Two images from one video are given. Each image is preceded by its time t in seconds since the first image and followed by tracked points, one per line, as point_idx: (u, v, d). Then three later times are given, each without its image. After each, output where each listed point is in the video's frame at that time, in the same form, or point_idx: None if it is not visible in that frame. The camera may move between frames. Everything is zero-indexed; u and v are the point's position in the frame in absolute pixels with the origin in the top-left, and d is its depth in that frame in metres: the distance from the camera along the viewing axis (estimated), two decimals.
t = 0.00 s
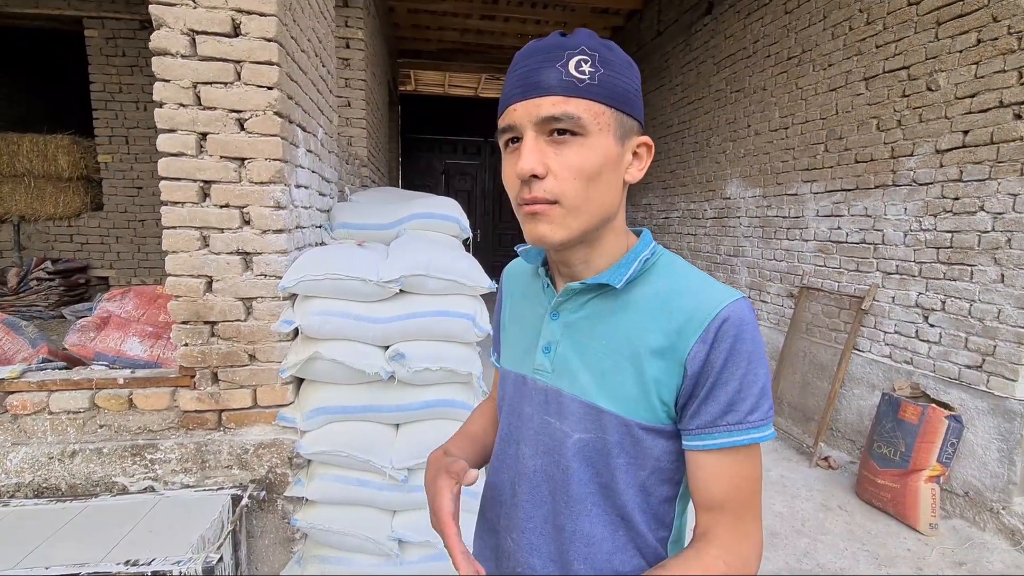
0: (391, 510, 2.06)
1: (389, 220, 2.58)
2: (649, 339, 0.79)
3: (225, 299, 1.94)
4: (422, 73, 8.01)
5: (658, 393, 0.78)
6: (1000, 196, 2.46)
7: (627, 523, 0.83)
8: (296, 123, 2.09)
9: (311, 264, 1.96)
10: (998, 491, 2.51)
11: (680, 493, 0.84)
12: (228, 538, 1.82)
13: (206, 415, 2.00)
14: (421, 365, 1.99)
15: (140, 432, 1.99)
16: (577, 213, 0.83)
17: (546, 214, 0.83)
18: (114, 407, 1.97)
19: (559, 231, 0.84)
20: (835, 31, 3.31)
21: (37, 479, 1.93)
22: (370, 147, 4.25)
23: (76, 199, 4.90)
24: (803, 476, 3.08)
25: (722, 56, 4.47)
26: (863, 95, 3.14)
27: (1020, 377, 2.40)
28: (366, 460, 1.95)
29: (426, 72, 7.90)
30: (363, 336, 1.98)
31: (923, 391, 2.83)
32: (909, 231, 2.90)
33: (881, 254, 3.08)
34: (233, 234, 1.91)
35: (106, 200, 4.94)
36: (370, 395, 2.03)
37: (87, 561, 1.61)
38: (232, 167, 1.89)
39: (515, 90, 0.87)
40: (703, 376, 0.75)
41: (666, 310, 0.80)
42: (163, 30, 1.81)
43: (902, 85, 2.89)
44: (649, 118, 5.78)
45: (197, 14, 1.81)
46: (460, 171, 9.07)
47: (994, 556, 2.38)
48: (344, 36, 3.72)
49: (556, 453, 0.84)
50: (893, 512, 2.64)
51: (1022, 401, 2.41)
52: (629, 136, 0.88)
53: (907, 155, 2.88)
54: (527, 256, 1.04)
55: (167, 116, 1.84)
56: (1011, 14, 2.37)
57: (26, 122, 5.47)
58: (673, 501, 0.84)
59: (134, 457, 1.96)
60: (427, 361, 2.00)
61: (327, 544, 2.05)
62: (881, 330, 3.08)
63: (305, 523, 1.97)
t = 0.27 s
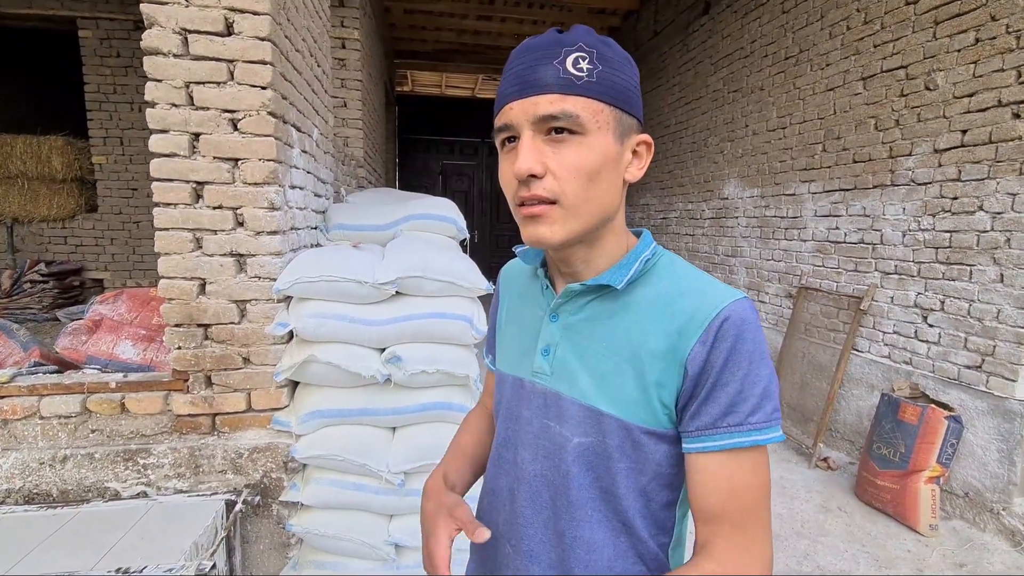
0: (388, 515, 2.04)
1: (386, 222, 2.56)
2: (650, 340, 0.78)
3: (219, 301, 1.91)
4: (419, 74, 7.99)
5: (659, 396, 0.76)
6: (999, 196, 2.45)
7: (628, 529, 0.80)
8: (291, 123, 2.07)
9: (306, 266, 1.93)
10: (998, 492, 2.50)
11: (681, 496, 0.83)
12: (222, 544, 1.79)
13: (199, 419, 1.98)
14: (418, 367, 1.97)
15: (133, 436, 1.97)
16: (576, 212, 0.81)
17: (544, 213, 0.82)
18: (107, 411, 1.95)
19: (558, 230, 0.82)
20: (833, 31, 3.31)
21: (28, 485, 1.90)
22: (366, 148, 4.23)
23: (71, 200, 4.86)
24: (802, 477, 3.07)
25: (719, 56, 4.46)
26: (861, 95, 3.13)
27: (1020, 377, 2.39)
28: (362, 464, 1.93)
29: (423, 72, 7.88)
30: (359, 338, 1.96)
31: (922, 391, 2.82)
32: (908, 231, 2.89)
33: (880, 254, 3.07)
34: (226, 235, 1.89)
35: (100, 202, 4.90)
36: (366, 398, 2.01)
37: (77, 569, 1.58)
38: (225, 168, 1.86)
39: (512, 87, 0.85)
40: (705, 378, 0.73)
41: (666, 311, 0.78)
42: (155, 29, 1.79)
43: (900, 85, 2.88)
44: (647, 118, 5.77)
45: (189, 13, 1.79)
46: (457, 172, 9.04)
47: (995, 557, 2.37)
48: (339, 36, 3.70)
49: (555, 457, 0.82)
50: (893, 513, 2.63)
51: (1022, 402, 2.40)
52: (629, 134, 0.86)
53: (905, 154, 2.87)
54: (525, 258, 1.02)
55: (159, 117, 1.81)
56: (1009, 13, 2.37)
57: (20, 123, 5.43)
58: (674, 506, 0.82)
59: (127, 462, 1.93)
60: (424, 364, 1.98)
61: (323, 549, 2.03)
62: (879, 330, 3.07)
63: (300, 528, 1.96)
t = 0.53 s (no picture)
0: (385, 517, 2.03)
1: (382, 223, 2.55)
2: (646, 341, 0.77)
3: (214, 304, 1.90)
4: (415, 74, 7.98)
5: (656, 397, 0.76)
6: (993, 195, 2.46)
7: (626, 530, 0.80)
8: (286, 124, 2.06)
9: (301, 267, 1.92)
10: (993, 490, 2.50)
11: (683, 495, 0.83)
12: (217, 547, 1.78)
13: (194, 422, 1.97)
14: (414, 369, 1.97)
15: (127, 439, 1.95)
16: (569, 212, 0.81)
17: (537, 213, 0.81)
18: (100, 414, 1.93)
19: (551, 230, 0.81)
20: (827, 31, 3.32)
21: (21, 490, 1.88)
22: (362, 149, 4.22)
23: (64, 202, 4.83)
24: (799, 476, 3.07)
25: (715, 56, 4.47)
26: (855, 95, 3.14)
27: (1014, 375, 2.40)
28: (359, 466, 1.92)
29: (419, 73, 7.88)
30: (355, 340, 1.95)
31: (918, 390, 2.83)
32: (903, 230, 2.90)
33: (875, 253, 3.08)
34: (221, 237, 1.87)
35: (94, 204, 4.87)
36: (362, 400, 2.00)
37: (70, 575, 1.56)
38: (220, 169, 1.85)
39: (504, 87, 0.84)
40: (702, 379, 0.72)
41: (663, 312, 0.78)
42: (148, 30, 1.78)
43: (894, 85, 2.89)
44: (643, 119, 5.78)
45: (183, 14, 1.78)
46: (454, 173, 9.03)
47: (991, 555, 2.38)
48: (335, 37, 3.69)
49: (553, 460, 0.82)
50: (889, 512, 2.63)
51: (1017, 400, 2.41)
52: (621, 135, 0.86)
53: (900, 154, 2.88)
54: (520, 259, 1.02)
55: (153, 118, 1.80)
56: (1002, 13, 2.38)
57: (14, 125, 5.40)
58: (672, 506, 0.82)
59: (121, 466, 1.92)
60: (420, 365, 1.98)
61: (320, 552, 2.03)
62: (875, 330, 3.08)
63: (297, 531, 1.95)
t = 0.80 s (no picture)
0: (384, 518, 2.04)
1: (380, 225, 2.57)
2: (641, 340, 0.79)
3: (212, 306, 1.91)
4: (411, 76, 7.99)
5: (651, 396, 0.78)
6: (983, 197, 2.50)
7: (622, 526, 0.82)
8: (284, 127, 2.07)
9: (299, 270, 1.93)
10: (984, 488, 2.54)
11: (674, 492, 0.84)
12: (216, 549, 1.78)
13: (193, 424, 1.97)
14: (412, 370, 1.98)
15: (126, 442, 1.96)
16: (565, 216, 0.83)
17: (534, 217, 0.83)
18: (99, 417, 1.93)
19: (548, 234, 0.83)
20: (820, 34, 3.35)
21: (19, 492, 1.88)
22: (359, 151, 4.22)
23: (59, 204, 4.81)
24: (794, 475, 3.10)
25: (709, 59, 4.50)
26: (848, 97, 3.17)
27: (1005, 374, 2.43)
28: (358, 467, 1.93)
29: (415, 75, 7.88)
30: (353, 342, 1.96)
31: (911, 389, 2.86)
32: (895, 231, 2.94)
33: (868, 254, 3.11)
34: (219, 240, 1.88)
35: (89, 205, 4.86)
36: (360, 401, 2.01)
37: None
38: (218, 172, 1.86)
39: (502, 96, 0.86)
40: (695, 377, 0.74)
41: (656, 312, 0.79)
42: (147, 34, 1.79)
43: (886, 88, 2.93)
44: (638, 121, 5.81)
45: (181, 18, 1.79)
46: (450, 174, 9.04)
47: (982, 552, 2.41)
48: (331, 39, 3.70)
49: (551, 458, 0.83)
50: (883, 510, 2.66)
51: (1007, 399, 2.44)
52: (614, 141, 0.88)
53: (892, 156, 2.92)
54: (517, 263, 1.04)
55: (151, 121, 1.81)
56: (992, 18, 2.41)
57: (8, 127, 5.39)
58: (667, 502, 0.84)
59: (119, 468, 1.92)
60: (418, 366, 1.99)
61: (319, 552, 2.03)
62: (868, 330, 3.11)
63: (296, 532, 1.96)
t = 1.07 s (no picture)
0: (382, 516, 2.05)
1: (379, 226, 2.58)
2: (636, 338, 0.81)
3: (212, 306, 1.92)
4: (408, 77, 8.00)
5: (646, 392, 0.80)
6: (973, 198, 2.53)
7: (619, 518, 0.84)
8: (283, 129, 2.09)
9: (299, 270, 1.95)
10: (975, 485, 2.57)
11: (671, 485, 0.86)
12: (216, 548, 1.79)
13: (192, 423, 1.98)
14: (411, 370, 2.00)
15: (125, 441, 1.97)
16: (562, 216, 0.85)
17: (532, 217, 0.85)
18: (99, 417, 1.94)
19: (545, 233, 0.85)
20: (814, 37, 3.39)
21: (19, 492, 1.89)
22: (356, 151, 4.24)
23: (55, 204, 4.80)
24: (788, 473, 3.14)
25: (705, 61, 4.54)
26: (841, 100, 3.21)
27: (995, 373, 2.47)
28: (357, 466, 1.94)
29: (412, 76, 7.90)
30: (352, 341, 1.98)
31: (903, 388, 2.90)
32: (887, 232, 2.98)
33: (861, 255, 3.15)
34: (219, 240, 1.90)
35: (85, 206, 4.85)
36: (360, 401, 2.03)
37: None
38: (218, 173, 1.87)
39: (500, 99, 0.88)
40: (688, 373, 0.77)
41: (650, 311, 0.82)
42: (147, 36, 1.80)
43: (878, 91, 2.97)
44: (634, 122, 5.84)
45: (181, 20, 1.80)
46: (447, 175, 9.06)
47: (973, 548, 2.44)
48: (329, 40, 3.71)
49: (549, 453, 0.85)
50: (875, 507, 2.70)
51: (997, 398, 2.48)
52: (608, 145, 0.91)
53: (884, 158, 2.96)
54: (514, 264, 1.06)
55: (151, 123, 1.82)
56: (982, 22, 2.45)
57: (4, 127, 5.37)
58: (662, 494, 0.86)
59: (119, 468, 1.93)
60: (417, 366, 2.01)
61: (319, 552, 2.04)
62: (861, 330, 3.14)
63: (296, 531, 1.97)
